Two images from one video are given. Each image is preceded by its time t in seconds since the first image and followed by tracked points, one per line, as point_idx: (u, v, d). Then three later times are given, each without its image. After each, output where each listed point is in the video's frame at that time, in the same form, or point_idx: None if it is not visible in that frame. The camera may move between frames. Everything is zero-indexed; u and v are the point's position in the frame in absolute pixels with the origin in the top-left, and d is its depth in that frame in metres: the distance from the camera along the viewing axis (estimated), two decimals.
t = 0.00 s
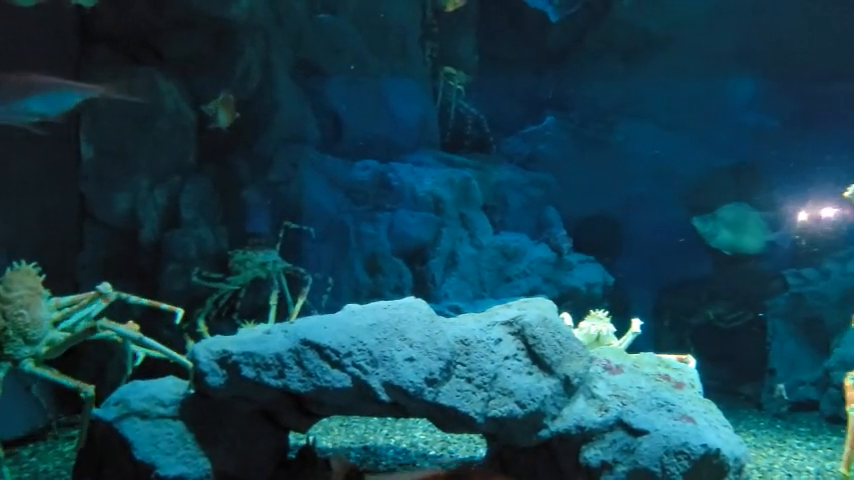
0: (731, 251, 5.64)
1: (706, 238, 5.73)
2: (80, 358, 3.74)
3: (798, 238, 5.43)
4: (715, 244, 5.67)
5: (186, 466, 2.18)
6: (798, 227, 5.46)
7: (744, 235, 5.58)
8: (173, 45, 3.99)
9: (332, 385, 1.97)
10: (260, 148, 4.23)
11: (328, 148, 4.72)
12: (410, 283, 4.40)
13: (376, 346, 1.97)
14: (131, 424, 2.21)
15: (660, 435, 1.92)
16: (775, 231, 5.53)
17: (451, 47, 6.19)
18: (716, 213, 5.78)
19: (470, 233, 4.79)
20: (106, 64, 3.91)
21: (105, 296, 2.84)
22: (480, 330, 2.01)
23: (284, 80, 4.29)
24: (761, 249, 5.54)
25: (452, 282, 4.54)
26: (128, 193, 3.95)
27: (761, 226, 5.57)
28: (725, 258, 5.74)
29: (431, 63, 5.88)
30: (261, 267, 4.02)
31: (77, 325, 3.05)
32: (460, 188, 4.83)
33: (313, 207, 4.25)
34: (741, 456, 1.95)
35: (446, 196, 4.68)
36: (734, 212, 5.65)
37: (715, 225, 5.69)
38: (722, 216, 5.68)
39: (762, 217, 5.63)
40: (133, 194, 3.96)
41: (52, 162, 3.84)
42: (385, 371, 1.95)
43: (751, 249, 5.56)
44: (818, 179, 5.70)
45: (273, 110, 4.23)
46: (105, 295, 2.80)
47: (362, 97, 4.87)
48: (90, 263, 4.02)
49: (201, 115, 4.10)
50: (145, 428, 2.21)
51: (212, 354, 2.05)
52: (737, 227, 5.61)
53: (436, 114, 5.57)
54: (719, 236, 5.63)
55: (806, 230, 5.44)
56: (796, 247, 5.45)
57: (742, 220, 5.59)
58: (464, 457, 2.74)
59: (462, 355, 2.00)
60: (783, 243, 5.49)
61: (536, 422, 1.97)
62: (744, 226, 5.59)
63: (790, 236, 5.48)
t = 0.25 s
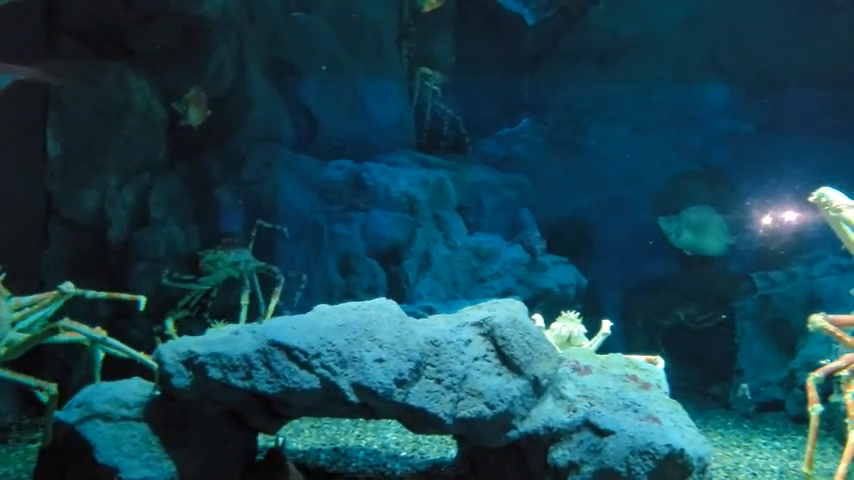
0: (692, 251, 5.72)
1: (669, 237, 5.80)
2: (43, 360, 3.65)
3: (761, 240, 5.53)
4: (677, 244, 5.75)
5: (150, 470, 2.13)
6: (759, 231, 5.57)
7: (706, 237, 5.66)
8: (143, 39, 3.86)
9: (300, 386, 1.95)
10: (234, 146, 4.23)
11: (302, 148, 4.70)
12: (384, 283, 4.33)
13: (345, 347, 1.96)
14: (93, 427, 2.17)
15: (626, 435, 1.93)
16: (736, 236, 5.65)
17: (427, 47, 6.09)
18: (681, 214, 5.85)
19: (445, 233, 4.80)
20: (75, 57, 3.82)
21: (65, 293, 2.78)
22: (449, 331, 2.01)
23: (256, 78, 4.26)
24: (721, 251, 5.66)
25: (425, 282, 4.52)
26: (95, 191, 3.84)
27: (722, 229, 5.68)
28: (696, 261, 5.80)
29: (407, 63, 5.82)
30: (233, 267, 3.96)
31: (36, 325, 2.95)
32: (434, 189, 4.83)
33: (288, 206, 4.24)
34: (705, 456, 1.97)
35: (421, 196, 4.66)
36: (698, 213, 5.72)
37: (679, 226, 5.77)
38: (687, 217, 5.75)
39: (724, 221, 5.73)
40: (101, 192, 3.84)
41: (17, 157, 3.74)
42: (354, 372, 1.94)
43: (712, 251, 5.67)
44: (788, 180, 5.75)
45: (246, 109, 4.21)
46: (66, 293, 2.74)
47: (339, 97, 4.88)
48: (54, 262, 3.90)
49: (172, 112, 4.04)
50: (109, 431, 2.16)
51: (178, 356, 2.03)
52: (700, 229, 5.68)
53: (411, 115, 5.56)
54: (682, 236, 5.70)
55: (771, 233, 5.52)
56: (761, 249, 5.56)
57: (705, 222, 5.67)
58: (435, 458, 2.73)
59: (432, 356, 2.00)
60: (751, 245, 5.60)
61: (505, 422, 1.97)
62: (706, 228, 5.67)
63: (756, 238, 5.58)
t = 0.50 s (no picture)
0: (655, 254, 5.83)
1: (635, 238, 5.93)
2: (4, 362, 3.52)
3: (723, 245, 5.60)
4: (641, 246, 5.87)
5: (112, 474, 2.08)
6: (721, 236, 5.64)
7: (669, 240, 5.76)
8: (119, 37, 3.69)
9: (268, 389, 1.93)
10: (206, 145, 4.12)
11: (277, 147, 4.70)
12: (357, 285, 4.38)
13: (313, 350, 1.94)
14: (53, 430, 2.12)
15: (592, 438, 1.95)
16: (698, 240, 5.71)
17: (404, 50, 5.99)
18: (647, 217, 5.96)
19: (419, 235, 4.81)
20: (46, 53, 3.57)
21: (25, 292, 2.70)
22: (419, 334, 2.00)
23: (230, 76, 4.22)
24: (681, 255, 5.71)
25: (399, 284, 4.56)
26: (62, 189, 3.65)
27: (685, 234, 5.76)
28: (668, 265, 5.88)
29: (384, 65, 5.81)
30: (204, 267, 3.91)
31: None
32: (409, 190, 4.84)
33: (262, 206, 4.18)
34: (670, 458, 1.99)
35: (397, 197, 4.70)
36: (664, 217, 5.84)
37: (645, 228, 5.88)
38: (653, 220, 5.87)
39: (687, 225, 5.82)
40: (69, 191, 3.67)
41: None
42: (322, 375, 1.92)
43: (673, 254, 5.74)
44: (756, 186, 5.85)
45: (219, 108, 4.15)
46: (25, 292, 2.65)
47: (315, 98, 4.89)
48: (17, 264, 3.63)
49: (144, 110, 3.89)
50: (70, 434, 2.11)
51: (142, 358, 1.99)
52: (663, 233, 5.79)
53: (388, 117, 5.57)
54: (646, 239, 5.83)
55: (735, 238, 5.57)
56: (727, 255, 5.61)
57: (669, 225, 5.77)
58: (405, 461, 2.71)
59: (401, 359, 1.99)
60: (715, 251, 5.66)
61: (473, 425, 1.97)
62: (670, 232, 5.77)
63: (720, 244, 5.64)
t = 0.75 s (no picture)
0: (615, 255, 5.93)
1: (597, 239, 6.05)
2: None
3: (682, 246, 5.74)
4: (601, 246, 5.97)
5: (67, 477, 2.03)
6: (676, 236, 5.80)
7: (628, 241, 5.88)
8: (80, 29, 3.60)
9: (228, 390, 1.90)
10: (169, 141, 4.01)
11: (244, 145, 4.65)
12: (325, 285, 4.36)
13: (276, 350, 1.92)
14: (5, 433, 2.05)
15: (553, 437, 1.96)
16: (656, 240, 5.85)
17: (375, 49, 5.93)
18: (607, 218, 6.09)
19: (388, 236, 4.78)
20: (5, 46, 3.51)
21: None
22: (384, 334, 1.99)
23: (197, 73, 4.17)
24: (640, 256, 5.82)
25: (367, 284, 4.55)
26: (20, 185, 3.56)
27: (644, 235, 5.89)
28: (633, 265, 5.94)
29: (355, 64, 5.79)
30: (168, 266, 3.87)
31: None
32: (378, 190, 4.81)
33: (227, 205, 4.11)
34: (629, 457, 2.02)
35: (365, 197, 4.66)
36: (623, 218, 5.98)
37: (605, 228, 6.00)
38: (613, 220, 6.00)
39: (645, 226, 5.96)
40: (26, 186, 3.57)
41: None
42: (285, 376, 1.90)
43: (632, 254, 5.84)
44: (719, 188, 6.00)
45: (184, 105, 4.07)
46: None
47: (284, 96, 4.86)
48: None
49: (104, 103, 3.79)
50: (23, 436, 2.06)
51: (99, 358, 1.95)
52: (623, 234, 5.92)
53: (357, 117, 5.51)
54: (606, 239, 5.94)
55: (690, 237, 5.74)
56: (683, 254, 5.73)
57: (628, 226, 5.92)
58: (370, 462, 2.69)
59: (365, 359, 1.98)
60: (672, 250, 5.81)
61: (437, 426, 1.96)
62: (629, 233, 5.90)
63: (676, 244, 5.79)
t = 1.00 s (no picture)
0: (578, 253, 6.10)
1: (560, 238, 6.15)
2: None
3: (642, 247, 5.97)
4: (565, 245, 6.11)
5: None
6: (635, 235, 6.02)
7: (592, 241, 6.04)
8: (45, 23, 3.50)
9: (191, 391, 1.87)
10: (137, 137, 3.96)
11: (214, 142, 4.60)
12: (295, 284, 4.27)
13: (241, 351, 1.89)
14: None
15: (519, 438, 1.97)
16: (617, 241, 6.03)
17: (351, 48, 5.87)
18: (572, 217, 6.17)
19: (360, 236, 4.74)
20: None
21: None
22: (351, 336, 1.98)
23: (167, 71, 4.14)
24: (603, 256, 6.02)
25: (339, 284, 4.50)
26: None
27: (607, 235, 6.05)
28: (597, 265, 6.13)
29: (327, 64, 5.69)
30: (133, 265, 3.77)
31: None
32: (350, 190, 4.75)
33: (198, 204, 4.08)
34: (594, 457, 2.03)
35: (338, 198, 4.60)
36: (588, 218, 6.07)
37: (569, 228, 6.11)
38: (577, 220, 6.11)
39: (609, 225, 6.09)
40: None
41: None
42: (249, 377, 1.87)
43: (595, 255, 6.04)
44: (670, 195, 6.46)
45: (153, 100, 4.02)
46: None
47: (256, 95, 4.81)
48: None
49: (68, 97, 3.70)
50: None
51: (57, 359, 1.91)
52: (587, 234, 6.05)
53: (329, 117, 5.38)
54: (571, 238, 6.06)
55: (649, 237, 5.98)
56: (643, 254, 5.92)
57: (592, 227, 6.03)
58: (337, 464, 2.67)
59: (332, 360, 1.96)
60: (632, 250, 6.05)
61: (404, 427, 1.95)
62: (592, 233, 6.04)
63: (635, 244, 6.00)
